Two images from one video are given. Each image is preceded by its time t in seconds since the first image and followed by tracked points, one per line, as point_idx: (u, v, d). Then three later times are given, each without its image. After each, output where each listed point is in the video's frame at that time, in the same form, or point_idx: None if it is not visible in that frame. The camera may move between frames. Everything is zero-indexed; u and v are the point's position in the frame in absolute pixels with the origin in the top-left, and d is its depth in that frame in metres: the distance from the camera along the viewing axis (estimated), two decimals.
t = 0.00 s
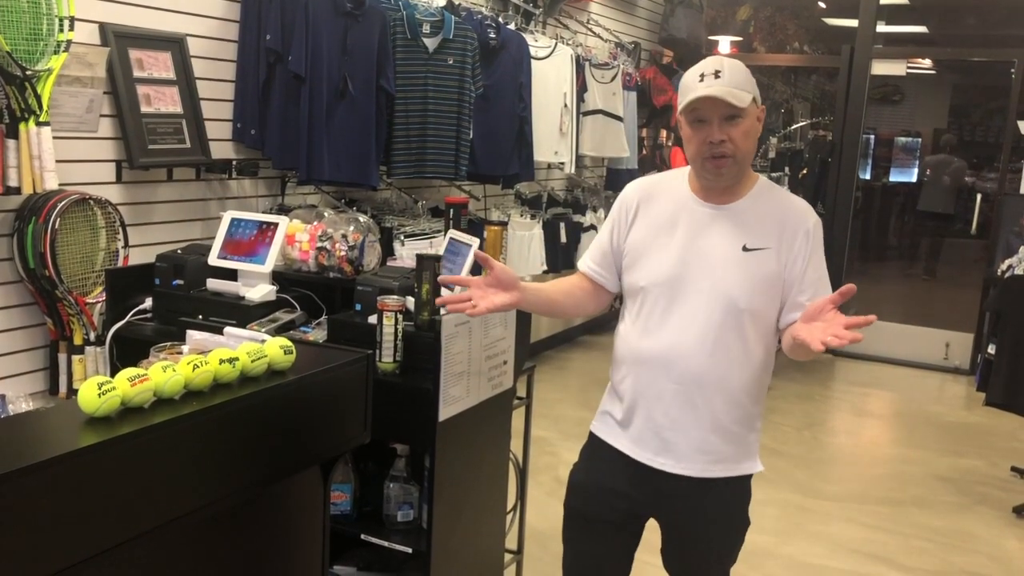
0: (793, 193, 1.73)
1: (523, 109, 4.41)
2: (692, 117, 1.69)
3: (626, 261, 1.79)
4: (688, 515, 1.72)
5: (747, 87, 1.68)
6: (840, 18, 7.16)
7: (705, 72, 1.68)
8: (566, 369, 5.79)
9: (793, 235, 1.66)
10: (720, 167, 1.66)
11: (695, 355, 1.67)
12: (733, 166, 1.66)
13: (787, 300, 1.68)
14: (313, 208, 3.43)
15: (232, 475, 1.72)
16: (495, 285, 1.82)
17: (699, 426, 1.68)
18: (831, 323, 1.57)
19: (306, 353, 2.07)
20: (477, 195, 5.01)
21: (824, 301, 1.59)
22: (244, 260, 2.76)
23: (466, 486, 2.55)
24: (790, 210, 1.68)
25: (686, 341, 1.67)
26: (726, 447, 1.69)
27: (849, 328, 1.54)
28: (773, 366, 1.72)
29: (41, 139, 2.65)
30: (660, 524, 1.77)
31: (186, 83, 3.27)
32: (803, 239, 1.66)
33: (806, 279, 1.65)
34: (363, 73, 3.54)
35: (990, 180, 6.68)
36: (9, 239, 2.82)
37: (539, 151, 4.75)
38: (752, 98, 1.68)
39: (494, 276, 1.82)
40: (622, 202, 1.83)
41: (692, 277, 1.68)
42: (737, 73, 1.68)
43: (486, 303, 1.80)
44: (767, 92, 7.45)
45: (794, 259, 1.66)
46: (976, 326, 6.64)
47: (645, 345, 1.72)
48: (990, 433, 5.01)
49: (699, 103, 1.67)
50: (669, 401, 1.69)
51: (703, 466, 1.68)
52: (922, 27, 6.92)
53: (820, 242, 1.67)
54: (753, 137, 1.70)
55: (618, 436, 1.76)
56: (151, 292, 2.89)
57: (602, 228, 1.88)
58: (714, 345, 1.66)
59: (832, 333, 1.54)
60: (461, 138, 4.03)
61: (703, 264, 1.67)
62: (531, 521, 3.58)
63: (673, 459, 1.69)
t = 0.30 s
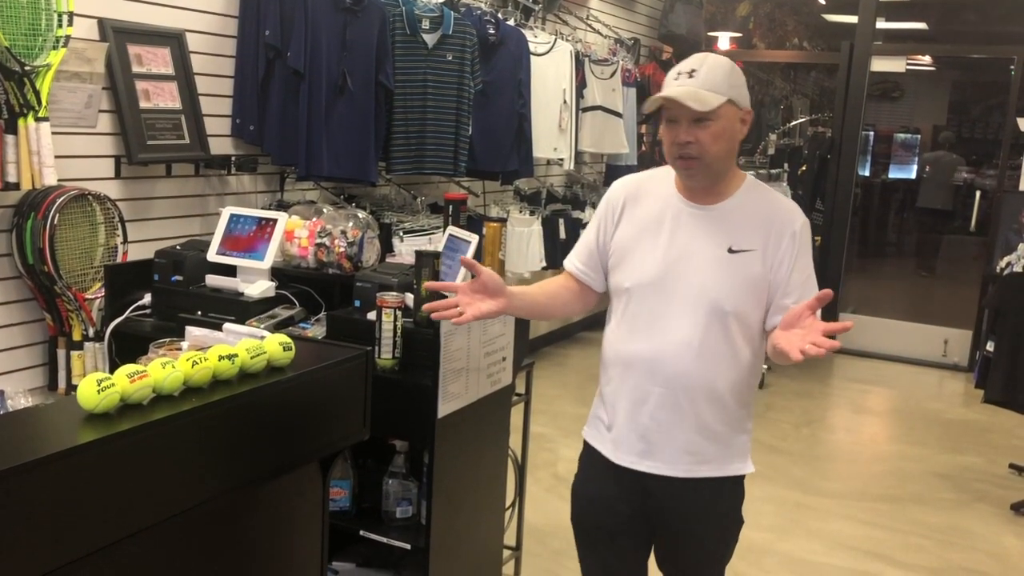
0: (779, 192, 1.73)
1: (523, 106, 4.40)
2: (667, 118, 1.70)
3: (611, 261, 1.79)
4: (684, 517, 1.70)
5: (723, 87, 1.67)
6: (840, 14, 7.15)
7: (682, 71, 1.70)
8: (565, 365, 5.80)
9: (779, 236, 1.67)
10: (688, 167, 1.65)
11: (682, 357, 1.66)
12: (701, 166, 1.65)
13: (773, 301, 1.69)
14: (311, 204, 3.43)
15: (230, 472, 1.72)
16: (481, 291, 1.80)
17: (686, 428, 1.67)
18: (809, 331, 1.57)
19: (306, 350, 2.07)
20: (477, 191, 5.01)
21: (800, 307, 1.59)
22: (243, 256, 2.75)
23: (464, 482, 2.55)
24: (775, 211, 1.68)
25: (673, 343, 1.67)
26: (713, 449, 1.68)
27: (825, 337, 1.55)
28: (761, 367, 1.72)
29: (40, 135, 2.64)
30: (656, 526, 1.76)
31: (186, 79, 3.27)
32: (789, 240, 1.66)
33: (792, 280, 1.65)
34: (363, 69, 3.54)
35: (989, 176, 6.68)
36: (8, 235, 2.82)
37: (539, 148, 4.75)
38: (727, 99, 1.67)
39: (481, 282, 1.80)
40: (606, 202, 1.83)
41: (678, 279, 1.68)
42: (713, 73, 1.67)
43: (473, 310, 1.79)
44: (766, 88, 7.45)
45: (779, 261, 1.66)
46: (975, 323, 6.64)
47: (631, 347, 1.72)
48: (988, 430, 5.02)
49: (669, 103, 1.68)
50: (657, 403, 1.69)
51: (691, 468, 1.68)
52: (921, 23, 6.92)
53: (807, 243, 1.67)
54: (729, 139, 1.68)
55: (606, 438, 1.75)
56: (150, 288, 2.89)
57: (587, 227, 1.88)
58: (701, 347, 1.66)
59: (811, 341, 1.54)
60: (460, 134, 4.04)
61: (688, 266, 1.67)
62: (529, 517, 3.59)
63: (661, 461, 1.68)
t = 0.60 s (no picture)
0: (740, 172, 1.69)
1: (522, 101, 4.39)
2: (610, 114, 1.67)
3: (582, 263, 1.78)
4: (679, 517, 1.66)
5: (658, 79, 1.61)
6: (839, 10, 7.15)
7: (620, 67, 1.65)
8: (564, 361, 5.80)
9: (745, 215, 1.64)
10: (633, 164, 1.63)
11: (661, 352, 1.64)
12: (645, 162, 1.62)
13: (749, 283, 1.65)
14: (311, 200, 3.43)
15: (228, 468, 1.72)
16: (448, 280, 1.80)
17: (675, 423, 1.64)
18: (779, 289, 1.53)
19: (307, 346, 2.07)
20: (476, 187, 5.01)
21: (767, 269, 1.55)
22: (242, 252, 2.75)
23: (464, 478, 2.55)
24: (739, 190, 1.65)
25: (651, 338, 1.64)
26: (705, 443, 1.65)
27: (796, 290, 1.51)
28: (745, 354, 1.68)
29: (39, 130, 2.64)
30: (655, 530, 1.71)
31: (185, 74, 3.26)
32: (756, 218, 1.63)
33: (763, 256, 1.62)
34: (362, 65, 3.53)
35: (987, 173, 6.69)
36: (7, 230, 2.81)
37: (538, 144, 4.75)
38: (664, 91, 1.61)
39: (448, 271, 1.80)
40: (571, 205, 1.82)
41: (649, 272, 1.66)
42: (648, 66, 1.62)
43: (437, 298, 1.77)
44: (764, 84, 7.44)
45: (749, 239, 1.63)
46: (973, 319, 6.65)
47: (610, 346, 1.69)
48: (986, 426, 5.03)
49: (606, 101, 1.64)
50: (642, 402, 1.65)
51: (685, 465, 1.64)
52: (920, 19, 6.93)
53: (775, 219, 1.64)
54: (673, 129, 1.62)
55: (596, 443, 1.72)
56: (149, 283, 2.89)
57: (556, 232, 1.87)
58: (680, 340, 1.63)
59: (782, 297, 1.50)
60: (459, 131, 4.06)
61: (658, 258, 1.65)
62: (529, 512, 3.59)
63: (654, 461, 1.65)
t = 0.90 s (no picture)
0: (732, 167, 1.67)
1: (518, 98, 4.38)
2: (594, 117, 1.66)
3: (574, 265, 1.77)
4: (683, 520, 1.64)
5: (635, 79, 1.60)
6: (832, 7, 7.16)
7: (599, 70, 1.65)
8: (560, 357, 5.81)
9: (736, 209, 1.62)
10: (619, 166, 1.62)
11: (655, 352, 1.62)
12: (630, 163, 1.61)
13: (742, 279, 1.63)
14: (307, 197, 3.43)
15: (228, 467, 1.71)
16: (434, 295, 1.76)
17: (671, 424, 1.62)
18: (751, 302, 1.48)
19: (308, 343, 2.06)
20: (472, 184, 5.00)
21: (742, 279, 1.50)
22: (239, 249, 2.75)
23: (463, 475, 2.55)
24: (728, 184, 1.63)
25: (643, 338, 1.63)
26: (703, 443, 1.62)
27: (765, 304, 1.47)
28: (741, 351, 1.66)
29: (36, 127, 2.63)
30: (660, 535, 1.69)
31: (181, 71, 3.24)
32: (746, 212, 1.61)
33: (755, 251, 1.59)
34: (358, 61, 3.52)
35: (979, 169, 6.71)
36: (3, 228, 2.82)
37: (534, 141, 4.75)
38: (643, 90, 1.60)
39: (432, 286, 1.76)
40: (562, 208, 1.81)
41: (639, 272, 1.64)
42: (625, 66, 1.61)
43: (425, 314, 1.73)
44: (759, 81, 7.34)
45: (740, 234, 1.61)
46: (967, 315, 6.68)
47: (603, 347, 1.68)
48: (981, 421, 5.05)
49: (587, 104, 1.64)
50: (636, 403, 1.64)
51: (683, 466, 1.62)
52: (913, 16, 6.94)
53: (766, 212, 1.62)
54: (656, 127, 1.61)
55: (593, 446, 1.71)
56: (147, 281, 2.88)
57: (549, 236, 1.87)
58: (672, 339, 1.61)
59: (752, 312, 1.46)
60: (455, 128, 4.03)
61: (648, 258, 1.63)
62: (527, 508, 3.60)
63: (650, 464, 1.63)
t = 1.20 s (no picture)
0: (763, 174, 1.65)
1: (509, 95, 4.38)
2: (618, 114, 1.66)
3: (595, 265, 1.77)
4: (685, 519, 1.64)
5: (658, 76, 1.59)
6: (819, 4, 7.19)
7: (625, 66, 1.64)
8: (551, 355, 5.82)
9: (763, 216, 1.59)
10: (645, 165, 1.62)
11: (668, 359, 1.62)
12: (655, 162, 1.61)
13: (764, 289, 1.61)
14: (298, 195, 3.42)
15: (229, 467, 1.71)
16: (453, 309, 1.74)
17: (679, 434, 1.62)
18: (755, 330, 1.47)
19: (304, 343, 2.06)
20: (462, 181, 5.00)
21: (750, 307, 1.50)
22: (233, 248, 2.75)
23: (459, 473, 2.55)
24: (757, 190, 1.62)
25: (658, 343, 1.63)
26: (710, 456, 1.62)
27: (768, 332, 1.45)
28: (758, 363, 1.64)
29: (26, 126, 2.62)
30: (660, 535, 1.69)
31: (172, 69, 3.23)
32: (773, 220, 1.58)
33: (778, 261, 1.57)
34: (350, 58, 3.49)
35: (964, 165, 6.76)
36: None
37: (524, 139, 4.75)
38: (667, 88, 1.59)
39: (449, 300, 1.74)
40: (588, 205, 1.82)
41: (657, 276, 1.64)
42: (649, 63, 1.60)
43: (444, 330, 1.72)
44: (745, 77, 7.50)
45: (765, 243, 1.59)
46: (954, 310, 6.72)
47: (617, 350, 1.68)
48: (970, 416, 5.08)
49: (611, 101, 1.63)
50: (646, 409, 1.64)
51: (690, 477, 1.62)
52: (900, 13, 6.97)
53: (795, 220, 1.59)
54: (682, 126, 1.60)
55: (601, 449, 1.72)
56: (139, 281, 2.87)
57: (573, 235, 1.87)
58: (686, 346, 1.61)
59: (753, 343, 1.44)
60: (447, 126, 4.02)
61: (668, 261, 1.63)
62: (522, 507, 3.60)
63: (656, 472, 1.63)
